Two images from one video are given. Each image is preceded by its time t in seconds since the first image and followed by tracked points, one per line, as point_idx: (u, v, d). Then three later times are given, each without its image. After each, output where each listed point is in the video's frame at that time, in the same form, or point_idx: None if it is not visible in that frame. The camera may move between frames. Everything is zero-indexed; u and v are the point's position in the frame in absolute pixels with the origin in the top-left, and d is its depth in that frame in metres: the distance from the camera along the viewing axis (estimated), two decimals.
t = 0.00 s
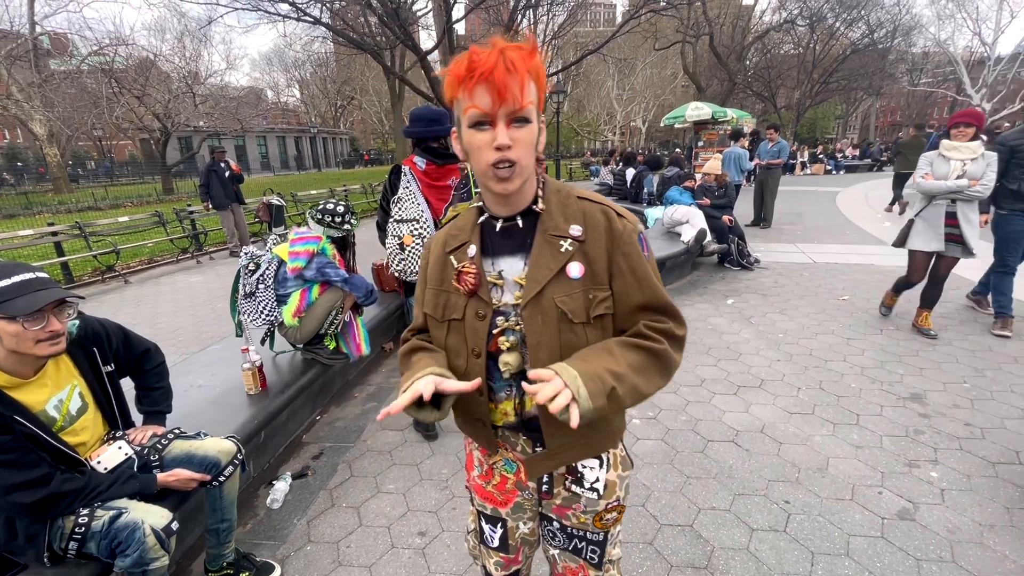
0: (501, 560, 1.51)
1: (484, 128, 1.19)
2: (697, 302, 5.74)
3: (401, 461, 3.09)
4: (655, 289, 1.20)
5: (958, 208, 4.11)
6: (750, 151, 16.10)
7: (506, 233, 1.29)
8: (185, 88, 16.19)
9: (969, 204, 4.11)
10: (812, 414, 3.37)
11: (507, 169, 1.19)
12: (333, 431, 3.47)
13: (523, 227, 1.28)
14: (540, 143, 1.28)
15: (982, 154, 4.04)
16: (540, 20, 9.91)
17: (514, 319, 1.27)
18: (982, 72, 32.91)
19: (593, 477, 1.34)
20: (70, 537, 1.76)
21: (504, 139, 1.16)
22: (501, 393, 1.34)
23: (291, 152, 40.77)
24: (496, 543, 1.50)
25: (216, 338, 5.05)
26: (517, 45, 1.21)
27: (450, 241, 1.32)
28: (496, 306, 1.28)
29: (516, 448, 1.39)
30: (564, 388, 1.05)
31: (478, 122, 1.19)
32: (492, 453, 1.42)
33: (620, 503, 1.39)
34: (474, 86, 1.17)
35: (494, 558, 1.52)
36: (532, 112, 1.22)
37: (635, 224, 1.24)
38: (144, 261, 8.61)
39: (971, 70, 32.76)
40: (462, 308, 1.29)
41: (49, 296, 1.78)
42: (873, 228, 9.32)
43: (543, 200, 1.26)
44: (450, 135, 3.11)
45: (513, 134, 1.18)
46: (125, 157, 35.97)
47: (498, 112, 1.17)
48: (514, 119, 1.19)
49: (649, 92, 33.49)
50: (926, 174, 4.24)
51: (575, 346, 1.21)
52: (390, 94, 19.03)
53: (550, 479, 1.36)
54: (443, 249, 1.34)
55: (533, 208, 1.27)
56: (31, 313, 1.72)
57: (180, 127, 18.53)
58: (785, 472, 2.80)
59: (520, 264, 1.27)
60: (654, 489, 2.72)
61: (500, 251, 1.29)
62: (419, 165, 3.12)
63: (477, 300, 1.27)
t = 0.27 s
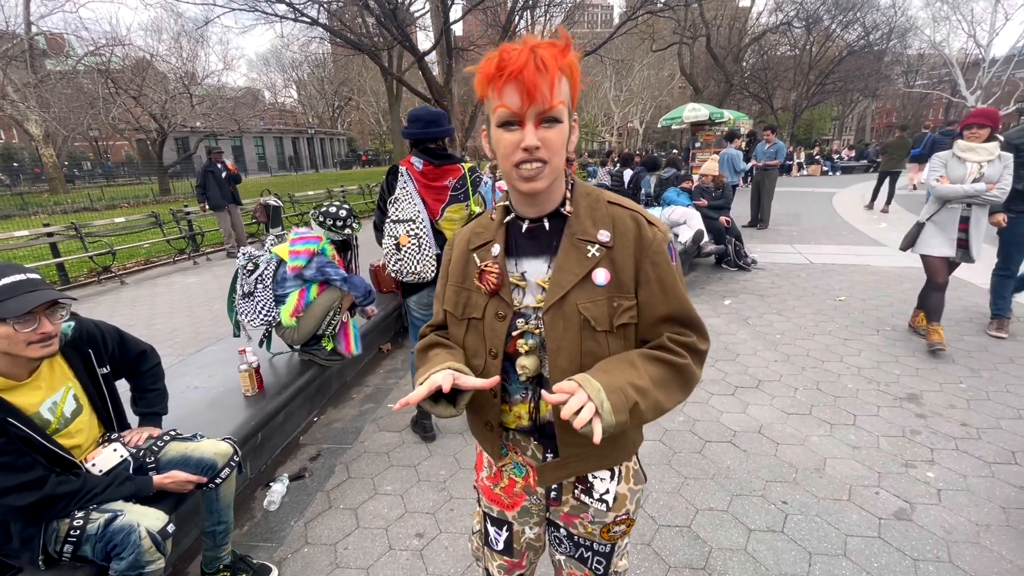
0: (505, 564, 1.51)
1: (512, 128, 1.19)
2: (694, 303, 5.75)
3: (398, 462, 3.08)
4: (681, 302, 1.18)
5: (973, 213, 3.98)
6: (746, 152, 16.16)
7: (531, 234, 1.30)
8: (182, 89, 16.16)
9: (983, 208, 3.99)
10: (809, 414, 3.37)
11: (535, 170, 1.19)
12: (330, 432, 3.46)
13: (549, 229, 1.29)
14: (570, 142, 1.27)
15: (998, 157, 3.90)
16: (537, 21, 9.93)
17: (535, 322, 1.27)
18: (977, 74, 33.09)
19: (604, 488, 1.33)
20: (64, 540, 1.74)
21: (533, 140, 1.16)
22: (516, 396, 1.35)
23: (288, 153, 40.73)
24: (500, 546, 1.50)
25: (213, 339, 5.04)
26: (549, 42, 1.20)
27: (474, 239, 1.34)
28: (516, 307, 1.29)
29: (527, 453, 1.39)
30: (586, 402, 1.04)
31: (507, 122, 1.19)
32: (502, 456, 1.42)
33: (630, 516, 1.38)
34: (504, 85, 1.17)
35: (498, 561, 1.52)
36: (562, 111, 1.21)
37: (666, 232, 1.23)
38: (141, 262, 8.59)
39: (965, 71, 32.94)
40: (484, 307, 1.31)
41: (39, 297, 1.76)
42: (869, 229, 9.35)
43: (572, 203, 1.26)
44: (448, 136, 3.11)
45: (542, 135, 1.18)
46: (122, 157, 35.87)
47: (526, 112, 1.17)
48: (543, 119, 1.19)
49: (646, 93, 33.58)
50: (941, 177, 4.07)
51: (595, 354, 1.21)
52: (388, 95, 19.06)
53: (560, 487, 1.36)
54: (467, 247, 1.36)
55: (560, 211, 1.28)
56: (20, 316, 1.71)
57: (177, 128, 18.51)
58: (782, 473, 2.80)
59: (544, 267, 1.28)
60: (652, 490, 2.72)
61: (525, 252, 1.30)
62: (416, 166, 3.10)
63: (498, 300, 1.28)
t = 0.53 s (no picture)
0: (504, 567, 1.50)
1: (537, 123, 1.19)
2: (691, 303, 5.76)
3: (395, 464, 3.07)
4: (700, 312, 1.18)
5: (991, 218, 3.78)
6: (742, 154, 16.22)
7: (551, 233, 1.30)
8: (178, 89, 16.11)
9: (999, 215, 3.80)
10: (805, 415, 3.38)
11: (558, 167, 1.19)
12: (326, 434, 3.44)
13: (569, 229, 1.29)
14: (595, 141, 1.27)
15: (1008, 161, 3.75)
16: (533, 22, 9.93)
17: (549, 323, 1.27)
18: (971, 76, 33.28)
19: (609, 496, 1.33)
20: (58, 543, 1.73)
21: (556, 137, 1.16)
22: (524, 398, 1.34)
23: (285, 153, 40.67)
24: (499, 550, 1.50)
25: (208, 341, 5.01)
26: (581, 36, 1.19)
27: (492, 235, 1.34)
28: (530, 307, 1.29)
29: (531, 457, 1.39)
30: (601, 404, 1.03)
31: (532, 117, 1.19)
32: (506, 459, 1.41)
33: (633, 525, 1.38)
34: (531, 79, 1.17)
35: (497, 565, 1.51)
36: (589, 108, 1.20)
37: (687, 239, 1.22)
38: (136, 263, 8.55)
39: (960, 74, 33.15)
40: (498, 306, 1.30)
41: (36, 298, 1.75)
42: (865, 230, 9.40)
43: (594, 204, 1.26)
44: (445, 138, 3.10)
45: (566, 132, 1.17)
46: (117, 158, 35.73)
47: (552, 107, 1.17)
48: (568, 116, 1.18)
49: (642, 95, 33.69)
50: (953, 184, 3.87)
51: (610, 359, 1.20)
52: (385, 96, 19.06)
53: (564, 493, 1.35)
54: (483, 243, 1.35)
55: (582, 211, 1.28)
56: (15, 318, 1.69)
57: (173, 129, 18.46)
58: (778, 473, 2.81)
59: (561, 268, 1.28)
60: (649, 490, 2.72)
61: (542, 251, 1.30)
62: (412, 166, 3.11)
63: (513, 299, 1.28)
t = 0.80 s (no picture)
0: (503, 569, 1.50)
1: (543, 120, 1.20)
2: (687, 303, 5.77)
3: (392, 465, 3.06)
4: (712, 319, 1.19)
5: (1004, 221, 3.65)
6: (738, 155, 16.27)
7: (565, 234, 1.30)
8: (174, 89, 16.05)
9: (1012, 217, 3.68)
10: (801, 415, 3.39)
11: (560, 163, 1.18)
12: (323, 435, 3.43)
13: (583, 230, 1.29)
14: (610, 139, 1.24)
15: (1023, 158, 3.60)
16: (530, 23, 9.93)
17: (558, 323, 1.27)
18: (964, 78, 33.48)
19: (612, 497, 1.33)
20: (51, 546, 1.71)
21: (558, 132, 1.15)
22: (529, 397, 1.35)
23: (281, 154, 40.57)
24: (499, 551, 1.49)
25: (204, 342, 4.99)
26: (593, 33, 1.18)
27: (503, 232, 1.34)
28: (541, 306, 1.29)
29: (535, 457, 1.39)
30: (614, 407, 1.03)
31: (539, 114, 1.20)
32: (509, 458, 1.41)
33: (635, 525, 1.39)
34: (535, 77, 1.18)
35: (496, 566, 1.51)
36: (598, 103, 1.18)
37: (702, 246, 1.22)
38: (131, 263, 8.51)
39: (954, 75, 33.34)
40: (508, 304, 1.30)
41: (39, 300, 1.74)
42: (860, 231, 9.44)
43: (611, 206, 1.26)
44: (443, 138, 3.09)
45: (569, 128, 1.16)
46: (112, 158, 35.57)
47: (556, 103, 1.17)
48: (573, 112, 1.17)
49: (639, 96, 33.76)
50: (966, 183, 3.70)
51: (621, 363, 1.20)
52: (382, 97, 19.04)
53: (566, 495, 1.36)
54: (495, 240, 1.35)
55: (598, 213, 1.27)
56: (16, 319, 1.68)
57: (168, 129, 18.38)
58: (775, 474, 2.81)
59: (574, 268, 1.28)
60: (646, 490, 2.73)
61: (555, 251, 1.30)
62: (409, 166, 3.09)
63: (524, 298, 1.28)
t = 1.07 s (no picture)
0: (499, 569, 1.49)
1: (548, 121, 1.20)
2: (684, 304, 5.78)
3: (388, 466, 3.05)
4: (716, 327, 1.19)
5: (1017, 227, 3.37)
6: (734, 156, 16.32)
7: (572, 233, 1.29)
8: (170, 89, 15.99)
9: None
10: (798, 416, 3.39)
11: (563, 164, 1.18)
12: (319, 436, 3.42)
13: (591, 231, 1.28)
14: (620, 139, 1.23)
15: None
16: (527, 24, 9.92)
17: (560, 323, 1.27)
18: (960, 79, 33.66)
19: (608, 497, 1.33)
20: (42, 549, 1.70)
21: (560, 133, 1.15)
22: (527, 395, 1.34)
23: (278, 154, 40.51)
24: (495, 551, 1.48)
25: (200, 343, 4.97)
26: (602, 32, 1.17)
27: (508, 228, 1.34)
28: (543, 304, 1.28)
29: (531, 455, 1.39)
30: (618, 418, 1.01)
31: (545, 115, 1.21)
32: (506, 456, 1.41)
33: (631, 525, 1.39)
34: (541, 78, 1.19)
35: (492, 567, 1.50)
36: (604, 104, 1.17)
37: (709, 252, 1.22)
38: (127, 264, 8.47)
39: (948, 77, 33.50)
40: (510, 300, 1.29)
41: (21, 301, 1.72)
42: (855, 232, 9.47)
43: (620, 208, 1.25)
44: (439, 139, 3.08)
45: (572, 128, 1.16)
46: (108, 158, 35.45)
47: (559, 103, 1.17)
48: (577, 112, 1.17)
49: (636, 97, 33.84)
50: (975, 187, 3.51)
51: (624, 367, 1.19)
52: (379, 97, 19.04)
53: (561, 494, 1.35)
54: (501, 235, 1.35)
55: (606, 216, 1.27)
56: None
57: (165, 129, 18.34)
58: (771, 475, 2.81)
59: (579, 268, 1.27)
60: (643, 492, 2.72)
61: (559, 249, 1.30)
62: (405, 167, 3.09)
63: (526, 294, 1.27)
